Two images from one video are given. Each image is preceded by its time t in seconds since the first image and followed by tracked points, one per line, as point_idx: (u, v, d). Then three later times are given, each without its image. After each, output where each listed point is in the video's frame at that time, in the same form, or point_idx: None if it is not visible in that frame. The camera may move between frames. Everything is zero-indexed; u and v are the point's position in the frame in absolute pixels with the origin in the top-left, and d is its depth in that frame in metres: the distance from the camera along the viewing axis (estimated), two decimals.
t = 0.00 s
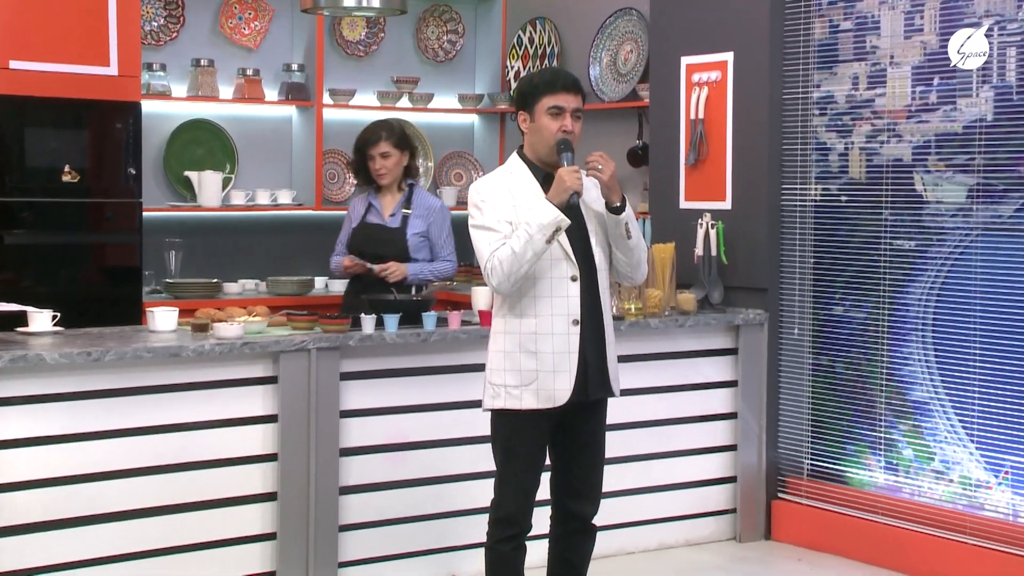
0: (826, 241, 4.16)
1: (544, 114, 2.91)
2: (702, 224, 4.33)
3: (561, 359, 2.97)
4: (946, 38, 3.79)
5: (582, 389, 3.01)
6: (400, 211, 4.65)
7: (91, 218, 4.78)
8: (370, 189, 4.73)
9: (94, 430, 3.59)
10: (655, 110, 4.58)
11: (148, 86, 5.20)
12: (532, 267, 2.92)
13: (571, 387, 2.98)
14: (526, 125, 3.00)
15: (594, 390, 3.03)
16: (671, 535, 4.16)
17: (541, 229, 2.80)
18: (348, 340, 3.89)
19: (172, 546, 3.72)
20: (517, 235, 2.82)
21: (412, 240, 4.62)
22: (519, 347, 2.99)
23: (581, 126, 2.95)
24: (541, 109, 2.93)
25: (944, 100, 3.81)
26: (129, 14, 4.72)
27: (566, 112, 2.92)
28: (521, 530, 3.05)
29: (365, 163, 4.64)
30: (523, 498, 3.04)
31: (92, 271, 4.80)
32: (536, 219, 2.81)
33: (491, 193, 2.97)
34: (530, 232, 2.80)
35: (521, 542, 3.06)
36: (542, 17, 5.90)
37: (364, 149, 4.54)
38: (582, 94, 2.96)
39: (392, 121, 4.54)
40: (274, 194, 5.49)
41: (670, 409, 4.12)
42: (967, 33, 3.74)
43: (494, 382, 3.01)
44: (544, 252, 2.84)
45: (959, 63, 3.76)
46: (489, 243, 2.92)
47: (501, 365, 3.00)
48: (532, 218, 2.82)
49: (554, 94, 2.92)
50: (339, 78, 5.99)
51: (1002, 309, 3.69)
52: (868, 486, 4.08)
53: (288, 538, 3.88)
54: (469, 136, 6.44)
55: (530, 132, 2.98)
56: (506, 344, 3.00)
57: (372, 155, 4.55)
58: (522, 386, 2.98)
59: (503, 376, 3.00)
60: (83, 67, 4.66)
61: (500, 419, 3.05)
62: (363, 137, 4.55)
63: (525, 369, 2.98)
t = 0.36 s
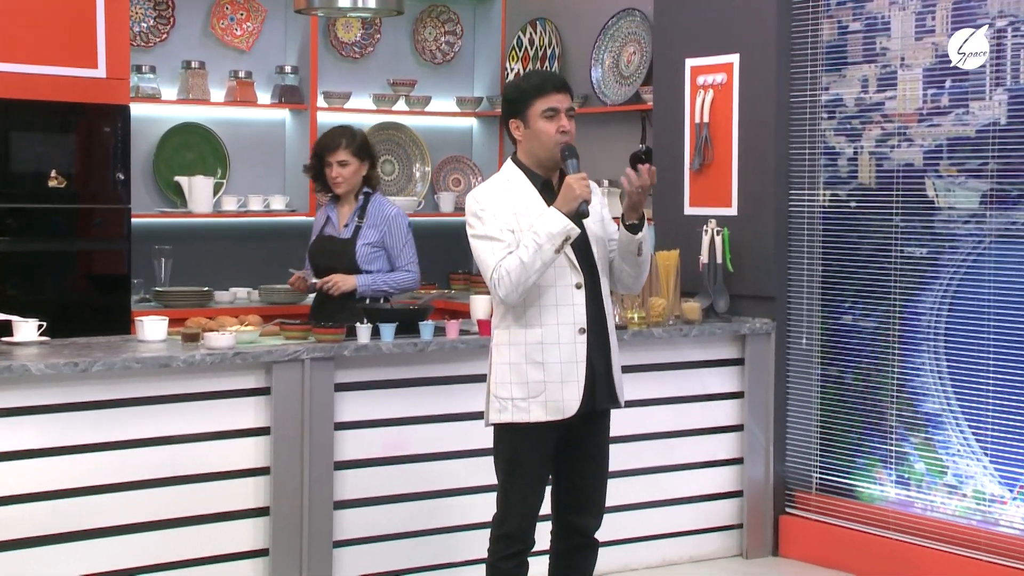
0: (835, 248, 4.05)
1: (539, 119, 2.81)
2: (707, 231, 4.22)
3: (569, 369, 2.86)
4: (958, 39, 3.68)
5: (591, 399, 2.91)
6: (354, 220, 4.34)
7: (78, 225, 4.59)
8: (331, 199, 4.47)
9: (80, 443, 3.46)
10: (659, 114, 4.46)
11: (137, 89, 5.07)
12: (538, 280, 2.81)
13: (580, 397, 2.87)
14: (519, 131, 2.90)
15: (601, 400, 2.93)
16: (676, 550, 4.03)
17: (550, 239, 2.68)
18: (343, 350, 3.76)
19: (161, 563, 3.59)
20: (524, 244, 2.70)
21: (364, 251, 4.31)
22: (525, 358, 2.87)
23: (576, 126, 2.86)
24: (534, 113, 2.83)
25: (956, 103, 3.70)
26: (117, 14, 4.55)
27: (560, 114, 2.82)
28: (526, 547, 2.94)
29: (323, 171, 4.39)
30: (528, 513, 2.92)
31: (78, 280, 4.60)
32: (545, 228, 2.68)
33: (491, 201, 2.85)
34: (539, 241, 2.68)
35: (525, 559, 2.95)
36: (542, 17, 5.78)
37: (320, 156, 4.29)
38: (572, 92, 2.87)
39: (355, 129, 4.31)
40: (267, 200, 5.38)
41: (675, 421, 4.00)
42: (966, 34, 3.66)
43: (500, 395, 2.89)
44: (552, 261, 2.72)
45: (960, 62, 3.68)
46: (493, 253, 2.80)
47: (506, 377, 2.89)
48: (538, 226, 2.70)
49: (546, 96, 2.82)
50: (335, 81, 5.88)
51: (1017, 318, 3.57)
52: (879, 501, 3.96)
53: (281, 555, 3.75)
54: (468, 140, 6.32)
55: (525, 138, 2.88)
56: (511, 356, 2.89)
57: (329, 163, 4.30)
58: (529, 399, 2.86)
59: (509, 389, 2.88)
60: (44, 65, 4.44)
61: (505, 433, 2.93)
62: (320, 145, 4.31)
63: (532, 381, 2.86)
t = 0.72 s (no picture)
0: (844, 253, 3.92)
1: (529, 118, 2.73)
2: (714, 235, 4.09)
3: (574, 377, 2.74)
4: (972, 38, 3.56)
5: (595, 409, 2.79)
6: (312, 222, 4.06)
7: (64, 229, 4.44)
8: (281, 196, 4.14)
9: (65, 455, 3.32)
10: (663, 115, 4.34)
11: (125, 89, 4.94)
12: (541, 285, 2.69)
13: (584, 407, 2.76)
14: (510, 136, 2.80)
15: (604, 410, 2.83)
16: (682, 564, 3.90)
17: (554, 242, 2.57)
18: (337, 359, 3.62)
19: None
20: (526, 249, 2.58)
21: (324, 256, 4.05)
22: (528, 366, 2.75)
23: (567, 122, 2.78)
24: (524, 113, 2.75)
25: (971, 103, 3.58)
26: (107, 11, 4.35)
27: (549, 111, 2.74)
28: (526, 562, 2.81)
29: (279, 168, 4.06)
30: (529, 527, 2.80)
31: (62, 287, 4.46)
32: (548, 231, 2.57)
33: (488, 205, 2.72)
34: (542, 245, 2.57)
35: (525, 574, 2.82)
36: (542, 15, 5.64)
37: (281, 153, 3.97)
38: (557, 89, 2.79)
39: (319, 128, 4.03)
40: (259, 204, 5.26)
41: (680, 431, 3.88)
42: (966, 34, 3.58)
43: (503, 406, 2.76)
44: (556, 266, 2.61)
45: (959, 63, 3.60)
46: (493, 259, 2.67)
47: (508, 387, 2.76)
48: (542, 229, 2.58)
49: (534, 94, 2.75)
50: (328, 82, 5.75)
51: None
52: (890, 514, 3.83)
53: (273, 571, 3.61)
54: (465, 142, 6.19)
55: (517, 142, 2.78)
56: (513, 364, 2.76)
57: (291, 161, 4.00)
58: (533, 409, 2.74)
59: (513, 399, 2.75)
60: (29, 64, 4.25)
61: (506, 445, 2.80)
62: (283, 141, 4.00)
63: (536, 390, 2.74)
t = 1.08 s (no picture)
0: (853, 260, 3.83)
1: (521, 121, 2.63)
2: (718, 241, 3.99)
3: (572, 386, 2.64)
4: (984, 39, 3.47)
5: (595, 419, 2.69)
6: (276, 225, 3.98)
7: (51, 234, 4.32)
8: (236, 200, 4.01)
9: (50, 468, 3.21)
10: (666, 118, 4.24)
11: (113, 91, 4.84)
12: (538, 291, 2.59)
13: (584, 417, 2.65)
14: (504, 141, 2.72)
15: (604, 421, 2.72)
16: None
17: (550, 247, 2.47)
18: (332, 368, 3.51)
19: None
20: (522, 254, 2.48)
21: (294, 260, 4.01)
22: (525, 375, 2.65)
23: (562, 124, 2.67)
24: (515, 116, 2.65)
25: (982, 106, 3.49)
26: (93, 14, 4.26)
27: (542, 113, 2.64)
28: None
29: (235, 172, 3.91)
30: (526, 541, 2.70)
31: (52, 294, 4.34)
32: (545, 235, 2.46)
33: (483, 209, 2.62)
34: (538, 249, 2.46)
35: None
36: (542, 14, 5.53)
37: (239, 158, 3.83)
38: (550, 90, 2.69)
39: (274, 128, 3.89)
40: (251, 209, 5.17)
41: (684, 442, 3.77)
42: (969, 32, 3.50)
43: (500, 416, 2.66)
44: (553, 271, 2.50)
45: (959, 64, 3.53)
46: (487, 265, 2.57)
47: (505, 397, 2.66)
48: (537, 234, 2.48)
49: (525, 96, 2.65)
50: (322, 84, 5.64)
51: None
52: (901, 528, 3.73)
53: None
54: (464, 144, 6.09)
55: (510, 146, 2.69)
56: (510, 373, 2.66)
57: (250, 165, 3.87)
58: (531, 419, 2.64)
59: (510, 409, 2.65)
60: (12, 65, 4.15)
61: (504, 456, 2.69)
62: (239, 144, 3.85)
63: (534, 399, 2.64)
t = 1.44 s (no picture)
0: (862, 264, 3.72)
1: (515, 121, 2.53)
2: (724, 245, 3.89)
3: (570, 394, 2.54)
4: (997, 37, 3.36)
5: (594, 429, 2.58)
6: (218, 226, 3.91)
7: (37, 238, 4.15)
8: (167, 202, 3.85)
9: (35, 478, 3.09)
10: (670, 119, 4.14)
11: (101, 90, 4.74)
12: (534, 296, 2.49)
13: (582, 426, 2.54)
14: (500, 144, 2.61)
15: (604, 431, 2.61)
16: None
17: (543, 250, 2.35)
18: (326, 376, 3.39)
19: None
20: (515, 258, 2.37)
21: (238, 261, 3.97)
22: (522, 384, 2.54)
23: (558, 124, 2.57)
24: (509, 117, 2.55)
25: (995, 106, 3.38)
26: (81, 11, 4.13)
27: (537, 113, 2.54)
28: None
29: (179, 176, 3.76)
30: (522, 555, 2.59)
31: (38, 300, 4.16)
32: (538, 238, 2.36)
33: (478, 212, 2.52)
34: (531, 253, 2.36)
35: None
36: (543, 13, 5.42)
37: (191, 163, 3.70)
38: (545, 89, 2.59)
39: (217, 127, 3.79)
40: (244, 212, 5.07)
41: (688, 452, 3.67)
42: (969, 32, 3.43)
43: (495, 425, 2.55)
44: (548, 275, 2.39)
45: (959, 63, 3.45)
46: (482, 270, 2.47)
47: (500, 405, 2.55)
48: (530, 236, 2.37)
49: (518, 96, 2.55)
50: (316, 83, 5.54)
51: None
52: (912, 540, 3.63)
53: None
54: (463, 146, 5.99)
55: (506, 148, 2.59)
56: (505, 381, 2.55)
57: (200, 169, 3.75)
58: (528, 429, 2.53)
59: (506, 418, 2.55)
60: None
61: (500, 467, 2.59)
62: (190, 149, 3.70)
63: (530, 408, 2.53)
